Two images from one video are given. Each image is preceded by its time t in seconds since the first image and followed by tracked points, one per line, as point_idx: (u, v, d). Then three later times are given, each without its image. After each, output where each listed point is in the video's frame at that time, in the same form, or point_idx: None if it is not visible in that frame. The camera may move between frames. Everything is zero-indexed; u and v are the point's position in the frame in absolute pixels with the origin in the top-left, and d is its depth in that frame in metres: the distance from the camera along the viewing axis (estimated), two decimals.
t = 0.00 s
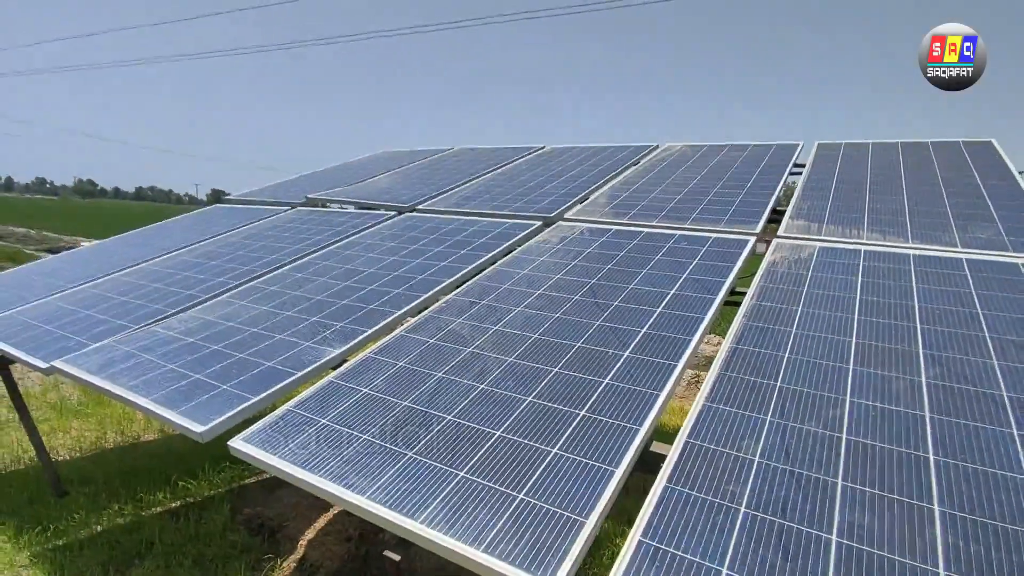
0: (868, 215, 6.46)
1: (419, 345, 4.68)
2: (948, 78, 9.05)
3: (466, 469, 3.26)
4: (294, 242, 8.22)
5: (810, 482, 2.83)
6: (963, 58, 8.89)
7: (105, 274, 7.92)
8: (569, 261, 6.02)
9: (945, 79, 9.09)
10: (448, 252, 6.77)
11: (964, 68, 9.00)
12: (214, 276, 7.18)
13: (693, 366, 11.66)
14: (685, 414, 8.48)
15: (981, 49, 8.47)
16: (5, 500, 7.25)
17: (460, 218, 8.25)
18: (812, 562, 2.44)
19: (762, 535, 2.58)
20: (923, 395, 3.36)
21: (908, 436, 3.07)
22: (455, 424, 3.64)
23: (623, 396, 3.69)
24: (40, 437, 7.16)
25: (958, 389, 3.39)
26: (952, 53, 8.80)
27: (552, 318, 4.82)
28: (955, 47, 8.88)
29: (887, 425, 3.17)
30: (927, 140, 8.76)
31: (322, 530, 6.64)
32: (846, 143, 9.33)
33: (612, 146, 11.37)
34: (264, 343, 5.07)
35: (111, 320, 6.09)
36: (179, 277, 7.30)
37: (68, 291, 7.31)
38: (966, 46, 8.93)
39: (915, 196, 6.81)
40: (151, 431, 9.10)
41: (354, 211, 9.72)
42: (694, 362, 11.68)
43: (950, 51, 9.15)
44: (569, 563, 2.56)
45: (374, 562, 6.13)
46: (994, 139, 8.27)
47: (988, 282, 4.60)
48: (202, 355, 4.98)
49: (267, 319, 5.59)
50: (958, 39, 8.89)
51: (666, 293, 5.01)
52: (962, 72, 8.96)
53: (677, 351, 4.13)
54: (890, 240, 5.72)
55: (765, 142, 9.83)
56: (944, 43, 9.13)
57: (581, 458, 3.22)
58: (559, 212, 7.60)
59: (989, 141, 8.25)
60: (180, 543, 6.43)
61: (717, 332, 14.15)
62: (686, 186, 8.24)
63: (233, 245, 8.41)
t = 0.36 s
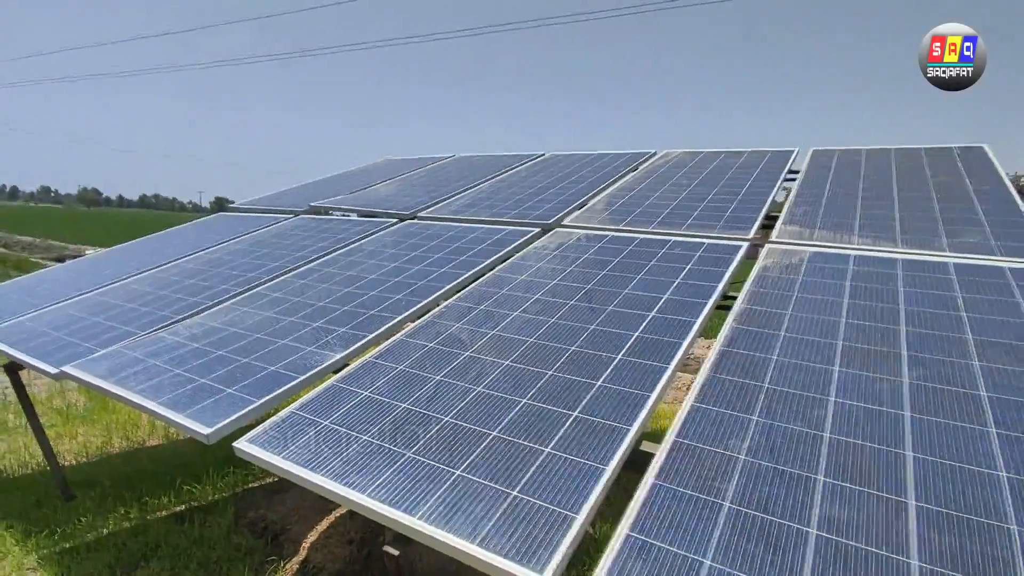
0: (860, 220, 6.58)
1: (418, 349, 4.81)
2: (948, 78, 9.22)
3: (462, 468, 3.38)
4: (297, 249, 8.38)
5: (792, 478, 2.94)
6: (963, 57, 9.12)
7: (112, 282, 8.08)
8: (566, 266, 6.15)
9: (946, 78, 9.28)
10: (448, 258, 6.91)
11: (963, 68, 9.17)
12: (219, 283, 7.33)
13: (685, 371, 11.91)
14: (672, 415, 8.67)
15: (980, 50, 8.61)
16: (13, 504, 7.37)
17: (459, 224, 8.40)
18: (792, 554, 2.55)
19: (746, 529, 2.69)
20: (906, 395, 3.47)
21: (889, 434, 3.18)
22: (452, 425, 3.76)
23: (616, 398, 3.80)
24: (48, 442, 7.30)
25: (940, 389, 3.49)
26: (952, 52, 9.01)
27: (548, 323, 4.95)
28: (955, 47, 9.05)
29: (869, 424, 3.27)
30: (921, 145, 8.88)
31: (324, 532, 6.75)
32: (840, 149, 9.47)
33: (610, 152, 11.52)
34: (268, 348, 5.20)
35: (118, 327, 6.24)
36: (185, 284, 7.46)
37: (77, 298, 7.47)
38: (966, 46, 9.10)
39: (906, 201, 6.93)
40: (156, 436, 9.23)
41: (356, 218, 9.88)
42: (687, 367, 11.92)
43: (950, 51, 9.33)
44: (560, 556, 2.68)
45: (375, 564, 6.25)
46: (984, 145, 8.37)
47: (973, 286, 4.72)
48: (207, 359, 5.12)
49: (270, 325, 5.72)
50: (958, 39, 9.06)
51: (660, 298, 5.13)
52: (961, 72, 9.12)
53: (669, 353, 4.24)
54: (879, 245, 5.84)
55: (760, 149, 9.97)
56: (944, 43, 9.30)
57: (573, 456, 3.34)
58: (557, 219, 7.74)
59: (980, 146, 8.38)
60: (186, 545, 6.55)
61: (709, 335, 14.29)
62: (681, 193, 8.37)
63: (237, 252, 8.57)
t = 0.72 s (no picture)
0: (848, 221, 6.69)
1: (413, 351, 4.92)
2: (948, 78, 9.22)
3: (455, 464, 3.49)
4: (295, 254, 8.49)
5: (772, 470, 3.05)
6: (963, 57, 9.13)
7: (113, 288, 8.20)
8: (559, 268, 6.26)
9: (946, 78, 9.31)
10: (444, 262, 7.02)
11: (963, 69, 9.16)
12: (219, 288, 7.44)
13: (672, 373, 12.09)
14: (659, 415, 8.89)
15: (980, 50, 8.61)
16: (16, 508, 7.46)
17: (455, 228, 8.51)
18: (769, 541, 2.66)
19: (726, 518, 2.80)
20: (884, 390, 3.58)
21: (867, 427, 3.29)
22: (446, 423, 3.87)
23: (605, 396, 3.91)
24: (51, 446, 7.40)
25: (917, 383, 3.61)
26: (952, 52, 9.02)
27: (541, 324, 5.05)
28: (955, 48, 9.05)
29: (848, 418, 3.38)
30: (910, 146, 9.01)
31: (324, 532, 6.82)
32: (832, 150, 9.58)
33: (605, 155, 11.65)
34: (267, 351, 5.31)
35: (120, 332, 6.35)
36: (185, 289, 7.57)
37: (79, 304, 7.58)
38: (967, 46, 9.09)
39: (894, 201, 7.04)
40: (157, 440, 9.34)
41: (354, 223, 10.00)
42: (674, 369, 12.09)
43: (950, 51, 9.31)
44: (548, 546, 2.79)
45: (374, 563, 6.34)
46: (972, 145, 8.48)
47: (955, 283, 4.83)
48: (208, 363, 5.22)
49: (269, 328, 5.83)
50: (959, 39, 9.07)
51: (650, 298, 5.25)
52: (961, 72, 9.11)
53: (657, 352, 4.35)
54: (866, 245, 5.95)
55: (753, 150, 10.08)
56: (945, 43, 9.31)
57: (562, 452, 3.45)
58: (551, 222, 7.85)
59: (968, 145, 8.51)
60: (188, 547, 6.65)
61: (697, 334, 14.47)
62: (674, 195, 8.49)
63: (237, 258, 8.68)
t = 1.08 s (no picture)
0: (838, 221, 6.79)
1: (409, 351, 5.02)
2: (948, 78, 9.28)
3: (449, 460, 3.58)
4: (294, 257, 8.59)
5: (755, 463, 3.14)
6: (963, 57, 9.16)
7: (114, 292, 8.29)
8: (553, 269, 6.36)
9: (945, 78, 9.36)
10: (440, 264, 7.11)
11: (963, 69, 9.24)
12: (218, 291, 7.53)
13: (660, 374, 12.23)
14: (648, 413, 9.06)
15: (981, 51, 8.68)
16: (18, 510, 7.55)
17: (452, 231, 8.60)
18: (751, 532, 2.74)
19: (709, 510, 2.89)
20: (867, 386, 3.68)
21: (848, 422, 3.38)
22: (440, 421, 3.96)
23: (595, 393, 4.01)
24: (53, 449, 7.49)
25: (899, 379, 3.70)
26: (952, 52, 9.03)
27: (534, 324, 5.15)
28: (954, 48, 9.11)
29: (831, 412, 3.47)
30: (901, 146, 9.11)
31: (323, 531, 6.87)
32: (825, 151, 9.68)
33: (601, 158, 11.75)
34: (265, 352, 5.41)
35: (121, 335, 6.44)
36: (185, 293, 7.66)
37: (81, 308, 7.67)
38: (966, 46, 9.15)
39: (884, 201, 7.14)
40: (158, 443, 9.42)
41: (352, 226, 10.10)
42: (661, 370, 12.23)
43: (950, 51, 9.38)
44: (537, 538, 2.88)
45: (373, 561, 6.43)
46: (963, 145, 8.59)
47: (940, 281, 4.93)
48: (208, 364, 5.32)
49: (268, 330, 5.93)
50: (959, 39, 9.13)
51: (641, 298, 5.34)
52: (961, 72, 9.19)
53: (647, 350, 4.44)
54: (855, 245, 6.05)
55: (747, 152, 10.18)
56: (945, 44, 9.38)
57: (553, 448, 3.54)
58: (546, 224, 7.95)
59: (959, 145, 8.62)
60: (188, 547, 6.73)
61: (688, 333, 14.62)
62: (668, 197, 8.59)
63: (236, 261, 8.78)
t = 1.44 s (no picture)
0: (829, 221, 6.88)
1: (405, 350, 5.10)
2: (948, 78, 9.32)
3: (443, 456, 3.66)
4: (293, 259, 8.67)
5: (740, 457, 3.22)
6: (963, 57, 9.21)
7: (115, 293, 8.37)
8: (548, 270, 6.44)
9: (945, 78, 9.42)
10: (437, 265, 7.20)
11: (962, 69, 9.28)
12: (217, 293, 7.61)
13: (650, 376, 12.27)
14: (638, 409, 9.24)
15: (982, 51, 8.72)
16: (20, 510, 7.62)
17: (449, 232, 8.69)
18: (735, 522, 2.82)
19: (694, 502, 2.97)
20: (852, 382, 3.76)
21: (832, 417, 3.46)
22: (435, 418, 4.05)
23: (587, 391, 4.09)
24: (55, 449, 7.56)
25: (883, 374, 3.79)
26: (951, 53, 9.08)
27: (529, 323, 5.24)
28: (955, 48, 9.15)
29: (816, 407, 3.56)
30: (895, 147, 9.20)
31: (321, 529, 6.89)
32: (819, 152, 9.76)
33: (597, 160, 11.84)
34: (264, 352, 5.49)
35: (122, 336, 6.52)
36: (185, 294, 7.74)
37: (82, 309, 7.75)
38: (966, 46, 9.18)
39: (875, 201, 7.23)
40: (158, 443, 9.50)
41: (350, 228, 10.19)
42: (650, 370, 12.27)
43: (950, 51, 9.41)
44: (527, 530, 2.96)
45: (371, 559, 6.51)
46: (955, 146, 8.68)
47: (927, 280, 5.01)
48: (207, 364, 5.40)
49: (267, 330, 6.01)
50: (959, 39, 9.17)
51: (634, 297, 5.43)
52: (960, 72, 9.22)
53: (639, 348, 4.52)
54: (845, 244, 6.13)
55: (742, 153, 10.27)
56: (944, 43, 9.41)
57: (544, 443, 3.63)
58: (542, 225, 8.04)
59: (951, 146, 8.70)
60: (188, 546, 6.81)
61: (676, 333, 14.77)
62: (663, 198, 8.67)
63: (235, 263, 8.86)
